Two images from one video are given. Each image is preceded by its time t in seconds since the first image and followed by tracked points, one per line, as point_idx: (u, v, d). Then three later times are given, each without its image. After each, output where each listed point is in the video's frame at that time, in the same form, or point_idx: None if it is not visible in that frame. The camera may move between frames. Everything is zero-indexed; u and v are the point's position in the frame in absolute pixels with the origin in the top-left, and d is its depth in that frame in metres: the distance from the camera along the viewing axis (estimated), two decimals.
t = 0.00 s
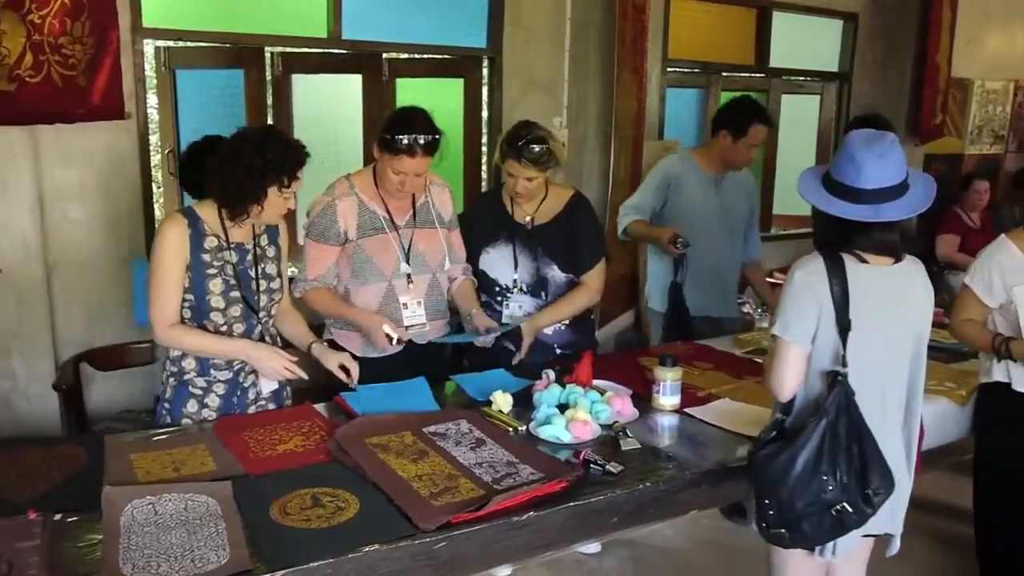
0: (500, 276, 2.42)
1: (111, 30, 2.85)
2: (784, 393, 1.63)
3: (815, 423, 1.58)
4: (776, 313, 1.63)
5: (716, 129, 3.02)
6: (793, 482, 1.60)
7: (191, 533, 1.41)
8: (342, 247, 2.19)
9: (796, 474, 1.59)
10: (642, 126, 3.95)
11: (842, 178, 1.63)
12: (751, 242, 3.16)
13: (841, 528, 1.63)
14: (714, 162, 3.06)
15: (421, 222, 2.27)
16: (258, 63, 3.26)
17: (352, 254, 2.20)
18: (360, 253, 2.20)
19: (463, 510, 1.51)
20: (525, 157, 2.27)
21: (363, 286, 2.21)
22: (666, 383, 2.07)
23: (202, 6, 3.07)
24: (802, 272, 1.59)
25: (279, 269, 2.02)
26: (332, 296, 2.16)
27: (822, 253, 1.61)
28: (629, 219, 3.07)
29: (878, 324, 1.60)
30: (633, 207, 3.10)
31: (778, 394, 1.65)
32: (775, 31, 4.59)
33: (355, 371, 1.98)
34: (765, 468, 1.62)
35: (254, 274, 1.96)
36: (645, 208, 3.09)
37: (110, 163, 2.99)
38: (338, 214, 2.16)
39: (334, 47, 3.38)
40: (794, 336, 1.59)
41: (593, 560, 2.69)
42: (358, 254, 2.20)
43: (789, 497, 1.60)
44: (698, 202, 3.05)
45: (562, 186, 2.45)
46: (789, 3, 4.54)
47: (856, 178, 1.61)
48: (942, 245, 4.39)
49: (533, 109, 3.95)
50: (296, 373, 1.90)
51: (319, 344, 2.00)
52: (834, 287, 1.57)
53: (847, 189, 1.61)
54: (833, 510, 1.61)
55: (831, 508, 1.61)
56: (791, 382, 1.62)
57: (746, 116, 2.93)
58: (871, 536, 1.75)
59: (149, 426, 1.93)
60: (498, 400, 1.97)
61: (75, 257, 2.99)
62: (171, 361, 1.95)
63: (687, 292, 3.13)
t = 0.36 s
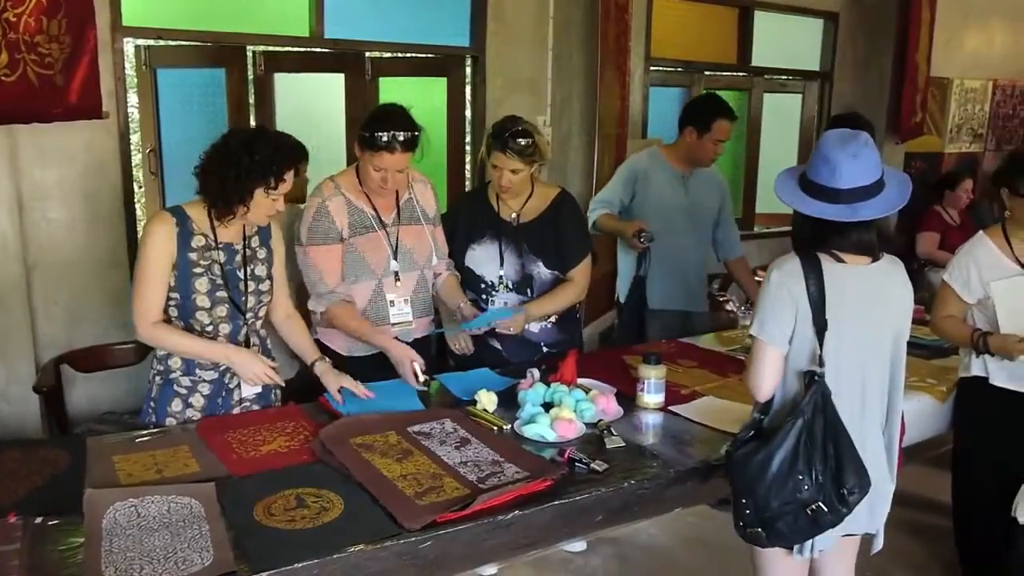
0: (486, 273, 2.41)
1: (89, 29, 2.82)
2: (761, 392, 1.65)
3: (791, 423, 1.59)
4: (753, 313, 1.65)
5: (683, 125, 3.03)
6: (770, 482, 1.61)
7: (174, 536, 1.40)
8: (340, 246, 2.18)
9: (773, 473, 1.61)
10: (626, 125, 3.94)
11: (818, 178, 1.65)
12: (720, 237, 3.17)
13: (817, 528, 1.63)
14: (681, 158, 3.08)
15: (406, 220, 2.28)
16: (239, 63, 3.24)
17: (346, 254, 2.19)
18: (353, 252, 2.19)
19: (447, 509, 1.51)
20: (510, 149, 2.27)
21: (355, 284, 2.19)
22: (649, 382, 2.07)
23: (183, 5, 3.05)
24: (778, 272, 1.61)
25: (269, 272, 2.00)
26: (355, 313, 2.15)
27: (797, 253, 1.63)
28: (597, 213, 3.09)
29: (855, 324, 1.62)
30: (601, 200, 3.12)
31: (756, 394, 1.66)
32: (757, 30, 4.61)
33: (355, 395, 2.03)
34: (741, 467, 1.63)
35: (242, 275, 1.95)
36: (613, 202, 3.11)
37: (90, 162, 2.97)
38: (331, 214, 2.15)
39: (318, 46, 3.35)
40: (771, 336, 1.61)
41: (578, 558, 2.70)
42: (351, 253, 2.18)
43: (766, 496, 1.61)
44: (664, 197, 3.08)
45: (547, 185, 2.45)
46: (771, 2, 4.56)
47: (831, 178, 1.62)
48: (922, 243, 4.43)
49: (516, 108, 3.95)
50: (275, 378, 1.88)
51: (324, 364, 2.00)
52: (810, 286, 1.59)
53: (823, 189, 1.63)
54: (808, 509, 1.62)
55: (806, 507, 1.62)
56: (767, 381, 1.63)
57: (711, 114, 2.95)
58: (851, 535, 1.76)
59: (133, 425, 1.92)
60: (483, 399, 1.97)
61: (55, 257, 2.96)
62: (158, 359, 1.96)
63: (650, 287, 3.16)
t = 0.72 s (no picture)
0: (487, 268, 2.42)
1: (75, 28, 2.80)
2: (754, 393, 1.65)
3: (789, 424, 1.59)
4: (743, 313, 1.65)
5: (674, 125, 3.04)
6: (771, 484, 1.60)
7: (163, 538, 1.39)
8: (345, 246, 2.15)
9: (774, 475, 1.60)
10: (615, 126, 3.94)
11: (800, 178, 1.65)
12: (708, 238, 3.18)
13: (816, 528, 1.63)
14: (673, 158, 3.09)
15: (400, 219, 2.26)
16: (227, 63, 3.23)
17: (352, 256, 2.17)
18: (358, 253, 2.18)
19: (438, 509, 1.50)
20: (509, 140, 2.29)
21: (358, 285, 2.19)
22: (639, 381, 2.08)
23: (171, 4, 3.04)
24: (767, 272, 1.62)
25: (264, 273, 2.00)
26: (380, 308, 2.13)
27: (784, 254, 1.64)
28: (590, 213, 3.09)
29: (846, 324, 1.63)
30: (592, 201, 3.12)
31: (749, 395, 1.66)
32: (746, 30, 4.63)
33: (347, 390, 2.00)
34: (740, 469, 1.63)
35: (237, 277, 1.94)
36: (605, 202, 3.11)
37: (76, 162, 2.95)
38: (334, 215, 2.14)
39: (306, 45, 3.35)
40: (762, 336, 1.61)
41: (568, 557, 2.70)
42: (355, 253, 2.17)
43: (768, 498, 1.61)
44: (656, 196, 3.08)
45: (543, 181, 2.47)
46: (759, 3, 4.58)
47: (814, 178, 1.63)
48: (910, 242, 4.43)
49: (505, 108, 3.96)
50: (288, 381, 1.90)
51: (313, 360, 1.97)
52: (801, 286, 1.59)
53: (805, 189, 1.64)
54: (808, 510, 1.62)
55: (806, 507, 1.61)
56: (759, 382, 1.64)
57: (702, 115, 2.95)
58: (843, 533, 1.77)
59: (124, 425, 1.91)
60: (472, 399, 1.97)
61: (41, 259, 2.94)
62: (150, 359, 1.94)
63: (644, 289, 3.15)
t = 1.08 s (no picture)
0: (492, 263, 2.40)
1: (60, 28, 2.78)
2: (745, 393, 1.65)
3: (780, 423, 1.60)
4: (735, 314, 1.65)
5: (671, 126, 3.04)
6: (762, 483, 1.61)
7: (149, 541, 1.38)
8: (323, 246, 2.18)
9: (764, 473, 1.61)
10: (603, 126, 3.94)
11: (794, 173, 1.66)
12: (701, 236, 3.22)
13: (807, 527, 1.64)
14: (669, 157, 3.09)
15: (388, 221, 2.27)
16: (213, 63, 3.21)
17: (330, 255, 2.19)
18: (336, 254, 2.18)
19: (425, 510, 1.50)
20: (505, 135, 2.30)
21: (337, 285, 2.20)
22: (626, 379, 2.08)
23: (156, 4, 3.03)
24: (760, 272, 1.62)
25: (257, 273, 2.01)
26: (337, 307, 2.16)
27: (779, 254, 1.64)
28: (588, 215, 3.07)
29: (837, 324, 1.64)
30: (590, 201, 3.10)
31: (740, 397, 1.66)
32: (733, 31, 4.65)
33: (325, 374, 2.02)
34: (732, 468, 1.63)
35: (233, 278, 1.95)
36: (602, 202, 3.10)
37: (61, 163, 2.93)
38: (315, 214, 2.16)
39: (292, 45, 3.35)
40: (755, 336, 1.61)
41: (557, 557, 2.70)
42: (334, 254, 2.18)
43: (758, 496, 1.61)
44: (654, 195, 3.08)
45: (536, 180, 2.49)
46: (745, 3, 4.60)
47: (810, 172, 1.64)
48: (896, 241, 4.45)
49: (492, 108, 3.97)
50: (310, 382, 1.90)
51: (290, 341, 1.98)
52: (793, 286, 1.60)
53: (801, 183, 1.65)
54: (799, 509, 1.62)
55: (797, 506, 1.62)
56: (751, 382, 1.63)
57: (699, 118, 2.96)
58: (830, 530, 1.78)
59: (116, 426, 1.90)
60: (461, 399, 1.97)
61: (25, 259, 2.91)
62: (144, 360, 1.93)
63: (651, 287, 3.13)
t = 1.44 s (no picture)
0: (488, 260, 2.40)
1: (46, 27, 2.77)
2: (744, 392, 1.64)
3: (780, 420, 1.60)
4: (734, 311, 1.64)
5: (670, 126, 3.04)
6: (761, 480, 1.61)
7: (135, 543, 1.38)
8: (289, 245, 2.19)
9: (764, 470, 1.61)
10: (591, 126, 3.95)
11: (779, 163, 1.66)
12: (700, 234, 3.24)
13: (805, 524, 1.65)
14: (667, 158, 3.10)
15: (370, 224, 2.25)
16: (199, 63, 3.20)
17: (298, 254, 2.19)
18: (307, 254, 2.18)
19: (415, 509, 1.50)
20: (497, 133, 2.30)
21: (308, 285, 2.19)
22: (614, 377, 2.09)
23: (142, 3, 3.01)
24: (762, 268, 1.62)
25: (246, 273, 2.00)
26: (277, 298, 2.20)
27: (778, 253, 1.64)
28: (585, 214, 3.08)
29: (829, 323, 1.65)
30: (587, 201, 3.11)
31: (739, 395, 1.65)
32: (720, 31, 4.67)
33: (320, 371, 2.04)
34: (732, 465, 1.62)
35: (224, 280, 1.94)
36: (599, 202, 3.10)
37: (47, 164, 2.91)
38: (286, 212, 2.17)
39: (280, 45, 3.34)
40: (756, 334, 1.60)
41: (547, 556, 2.70)
42: (304, 253, 2.18)
43: (758, 493, 1.61)
44: (652, 196, 3.09)
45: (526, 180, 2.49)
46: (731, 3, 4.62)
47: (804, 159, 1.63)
48: (882, 239, 4.43)
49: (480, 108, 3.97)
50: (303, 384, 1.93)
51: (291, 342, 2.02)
52: (792, 285, 1.61)
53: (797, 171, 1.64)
54: (798, 506, 1.63)
55: (797, 504, 1.62)
56: (749, 380, 1.62)
57: (700, 118, 2.96)
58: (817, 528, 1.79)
59: (107, 430, 1.88)
60: (450, 399, 1.97)
61: (10, 261, 2.89)
62: (134, 363, 1.92)
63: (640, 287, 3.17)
